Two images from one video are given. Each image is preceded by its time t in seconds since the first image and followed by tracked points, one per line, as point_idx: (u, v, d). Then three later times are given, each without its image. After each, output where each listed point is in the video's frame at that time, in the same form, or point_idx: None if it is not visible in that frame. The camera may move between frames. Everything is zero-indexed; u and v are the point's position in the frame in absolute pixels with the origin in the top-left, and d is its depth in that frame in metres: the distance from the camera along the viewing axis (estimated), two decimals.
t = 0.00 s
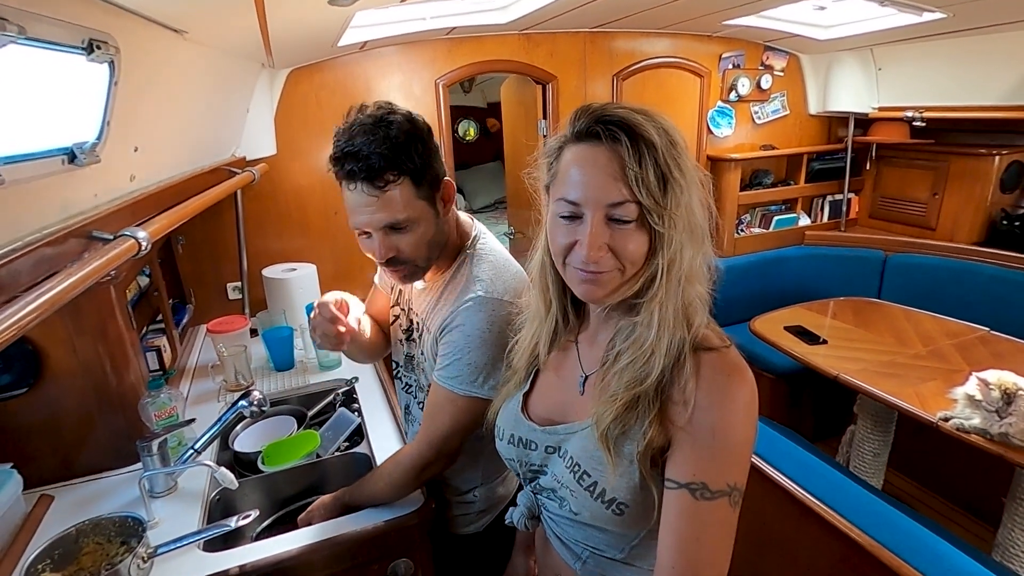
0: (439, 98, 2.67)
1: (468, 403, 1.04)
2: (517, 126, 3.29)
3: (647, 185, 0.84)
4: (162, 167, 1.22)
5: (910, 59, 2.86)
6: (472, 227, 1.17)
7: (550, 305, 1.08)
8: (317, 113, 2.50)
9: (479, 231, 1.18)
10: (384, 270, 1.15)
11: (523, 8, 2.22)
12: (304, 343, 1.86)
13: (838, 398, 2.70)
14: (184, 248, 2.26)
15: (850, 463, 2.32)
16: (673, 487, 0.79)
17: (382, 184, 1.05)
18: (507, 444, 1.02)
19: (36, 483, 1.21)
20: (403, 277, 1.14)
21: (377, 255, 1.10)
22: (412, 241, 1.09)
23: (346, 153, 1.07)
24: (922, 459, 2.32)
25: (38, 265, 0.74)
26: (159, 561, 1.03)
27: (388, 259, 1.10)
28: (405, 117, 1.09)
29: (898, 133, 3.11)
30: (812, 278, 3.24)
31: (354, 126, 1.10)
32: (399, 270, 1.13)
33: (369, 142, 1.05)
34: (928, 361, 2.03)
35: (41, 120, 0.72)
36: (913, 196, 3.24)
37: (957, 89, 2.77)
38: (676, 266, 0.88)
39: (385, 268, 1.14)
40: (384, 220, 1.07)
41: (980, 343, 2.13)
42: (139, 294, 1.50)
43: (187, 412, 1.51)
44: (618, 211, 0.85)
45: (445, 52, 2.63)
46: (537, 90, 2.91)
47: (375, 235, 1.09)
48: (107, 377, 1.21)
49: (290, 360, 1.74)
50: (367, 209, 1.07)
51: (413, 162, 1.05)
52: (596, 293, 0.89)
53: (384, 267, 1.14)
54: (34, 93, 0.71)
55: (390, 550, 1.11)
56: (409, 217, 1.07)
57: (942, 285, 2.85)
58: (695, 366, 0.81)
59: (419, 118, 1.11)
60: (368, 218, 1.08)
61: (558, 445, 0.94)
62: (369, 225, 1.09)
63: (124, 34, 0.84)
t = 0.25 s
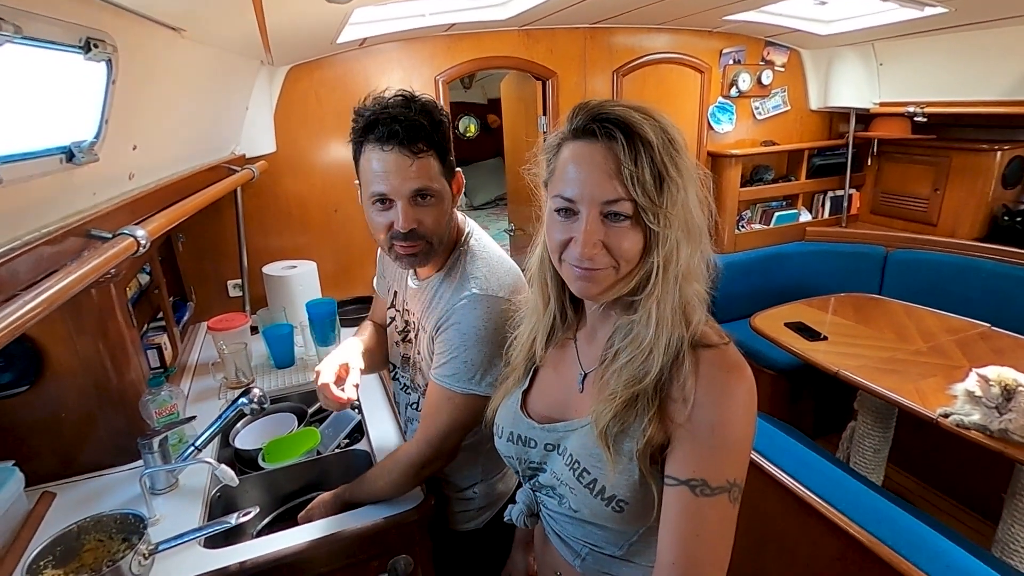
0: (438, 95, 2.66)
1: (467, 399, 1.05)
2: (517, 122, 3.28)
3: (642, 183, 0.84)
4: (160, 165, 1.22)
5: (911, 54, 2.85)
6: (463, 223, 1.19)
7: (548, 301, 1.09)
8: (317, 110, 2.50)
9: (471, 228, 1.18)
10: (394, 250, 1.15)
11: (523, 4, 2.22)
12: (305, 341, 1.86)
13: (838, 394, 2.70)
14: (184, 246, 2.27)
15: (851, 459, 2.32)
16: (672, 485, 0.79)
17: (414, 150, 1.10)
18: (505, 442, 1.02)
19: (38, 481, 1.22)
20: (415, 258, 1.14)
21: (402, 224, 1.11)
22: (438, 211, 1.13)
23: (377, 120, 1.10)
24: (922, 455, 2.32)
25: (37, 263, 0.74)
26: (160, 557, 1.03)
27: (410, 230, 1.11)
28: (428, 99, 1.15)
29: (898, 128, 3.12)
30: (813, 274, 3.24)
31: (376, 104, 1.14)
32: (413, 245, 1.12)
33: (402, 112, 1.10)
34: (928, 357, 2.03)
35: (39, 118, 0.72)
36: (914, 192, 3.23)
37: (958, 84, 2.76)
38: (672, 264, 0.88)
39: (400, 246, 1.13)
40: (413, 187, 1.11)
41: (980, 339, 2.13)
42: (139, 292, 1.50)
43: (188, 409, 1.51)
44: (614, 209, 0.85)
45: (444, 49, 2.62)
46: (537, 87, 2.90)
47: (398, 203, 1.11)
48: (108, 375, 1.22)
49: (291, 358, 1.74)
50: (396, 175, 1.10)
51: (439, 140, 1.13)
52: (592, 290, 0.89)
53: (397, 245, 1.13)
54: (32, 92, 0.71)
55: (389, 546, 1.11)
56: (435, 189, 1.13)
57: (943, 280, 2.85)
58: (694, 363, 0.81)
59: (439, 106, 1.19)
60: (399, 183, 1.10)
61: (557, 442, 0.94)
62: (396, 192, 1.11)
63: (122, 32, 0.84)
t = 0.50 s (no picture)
0: (437, 95, 2.66)
1: (463, 402, 1.04)
2: (516, 123, 3.28)
3: (638, 185, 0.84)
4: (156, 167, 1.22)
5: (912, 53, 2.84)
6: (460, 226, 1.19)
7: (546, 304, 1.09)
8: (315, 111, 2.50)
9: (466, 231, 1.18)
10: (396, 249, 1.14)
11: (521, 4, 2.21)
12: (303, 342, 1.86)
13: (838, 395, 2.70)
14: (183, 247, 2.27)
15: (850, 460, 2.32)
16: (672, 488, 0.79)
17: (417, 148, 1.10)
18: (504, 445, 1.02)
19: (35, 483, 1.22)
20: (416, 258, 1.12)
21: (404, 221, 1.10)
22: (440, 209, 1.13)
23: (379, 117, 1.10)
24: (922, 456, 2.32)
25: (30, 267, 0.74)
26: (156, 561, 1.03)
27: (413, 227, 1.10)
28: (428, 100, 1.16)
29: (899, 128, 3.13)
30: (813, 274, 3.23)
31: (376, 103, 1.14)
32: (416, 244, 1.11)
33: (404, 110, 1.10)
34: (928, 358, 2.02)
35: (31, 122, 0.72)
36: (915, 192, 3.22)
37: (958, 84, 2.75)
38: (669, 266, 0.88)
39: (402, 245, 1.12)
40: (415, 184, 1.11)
41: (980, 340, 2.12)
42: (137, 294, 1.50)
43: (186, 411, 1.51)
44: (609, 211, 0.85)
45: (443, 49, 2.62)
46: (536, 87, 2.90)
47: (400, 200, 1.11)
48: (104, 377, 1.22)
49: (289, 359, 1.74)
50: (399, 173, 1.10)
51: (440, 139, 1.14)
52: (588, 292, 0.89)
53: (399, 242, 1.12)
54: (24, 96, 0.71)
55: (385, 549, 1.11)
56: (437, 186, 1.13)
57: (944, 281, 2.84)
58: (693, 366, 0.81)
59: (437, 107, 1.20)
60: (402, 180, 1.10)
61: (556, 446, 0.94)
62: (398, 190, 1.11)
63: (115, 35, 0.84)
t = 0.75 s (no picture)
0: (435, 98, 2.67)
1: (458, 404, 1.05)
2: (514, 125, 3.29)
3: (629, 188, 0.84)
4: (152, 169, 1.22)
5: (907, 57, 2.85)
6: (455, 230, 1.19)
7: (543, 307, 1.09)
8: (313, 113, 2.50)
9: (462, 234, 1.19)
10: (396, 255, 1.13)
11: (518, 7, 2.22)
12: (300, 344, 1.86)
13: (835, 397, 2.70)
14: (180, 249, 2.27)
15: (847, 462, 2.32)
16: (667, 491, 0.79)
17: (414, 154, 1.10)
18: (500, 448, 1.02)
19: (30, 485, 1.22)
20: (416, 262, 1.13)
21: (405, 227, 1.10)
22: (438, 214, 1.13)
23: (377, 124, 1.10)
24: (918, 459, 2.32)
25: (24, 270, 0.74)
26: (150, 563, 1.03)
27: (413, 232, 1.10)
28: (422, 105, 1.16)
29: (896, 131, 3.12)
30: (811, 277, 3.24)
31: (371, 109, 1.14)
32: (416, 249, 1.11)
33: (400, 116, 1.10)
34: (924, 361, 2.03)
35: (26, 125, 0.72)
36: (912, 195, 3.23)
37: (954, 87, 2.76)
38: (662, 269, 0.88)
39: (402, 250, 1.12)
40: (414, 191, 1.10)
41: (976, 342, 2.13)
42: (133, 296, 1.50)
43: (182, 413, 1.52)
44: (602, 214, 0.86)
45: (441, 52, 2.63)
46: (533, 90, 2.91)
47: (400, 207, 1.11)
48: (100, 379, 1.22)
49: (285, 361, 1.74)
50: (398, 179, 1.09)
51: (436, 145, 1.14)
52: (582, 296, 0.89)
53: (399, 248, 1.12)
54: (20, 99, 0.71)
55: (380, 552, 1.11)
56: (435, 192, 1.13)
57: (940, 283, 2.85)
58: (688, 369, 0.81)
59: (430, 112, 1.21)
60: (401, 187, 1.10)
61: (551, 448, 0.94)
62: (398, 197, 1.10)
63: (110, 38, 0.84)
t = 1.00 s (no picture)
0: (432, 96, 2.67)
1: (458, 400, 1.05)
2: (512, 124, 3.29)
3: (626, 182, 0.85)
4: (150, 168, 1.22)
5: (904, 53, 2.85)
6: (454, 226, 1.19)
7: (543, 302, 1.09)
8: (311, 112, 2.50)
9: (459, 230, 1.19)
10: (405, 255, 1.13)
11: (515, 6, 2.22)
12: (299, 343, 1.86)
13: (834, 393, 2.71)
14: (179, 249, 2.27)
15: (846, 458, 2.33)
16: (667, 484, 0.79)
17: (417, 156, 1.10)
18: (501, 442, 1.02)
19: (30, 484, 1.22)
20: (425, 261, 1.13)
21: (416, 228, 1.10)
22: (443, 212, 1.14)
23: (378, 128, 1.09)
24: (917, 454, 2.32)
25: (24, 267, 0.74)
26: (151, 561, 1.03)
27: (423, 233, 1.10)
28: (416, 103, 1.16)
29: (894, 127, 3.14)
30: (810, 273, 3.24)
31: (367, 112, 1.13)
32: (425, 248, 1.12)
33: (399, 119, 1.10)
34: (923, 356, 2.03)
35: (24, 122, 0.72)
36: (910, 191, 3.23)
37: (950, 83, 2.77)
38: (660, 262, 0.88)
39: (412, 250, 1.12)
40: (422, 192, 1.11)
41: (974, 337, 2.13)
42: (133, 296, 1.51)
43: (182, 412, 1.52)
44: (599, 208, 0.86)
45: (438, 51, 2.63)
46: (531, 88, 2.91)
47: (409, 209, 1.10)
48: (100, 378, 1.22)
49: (285, 360, 1.74)
50: (405, 181, 1.09)
51: (435, 143, 1.15)
52: (581, 290, 0.89)
53: (408, 249, 1.12)
54: (18, 96, 0.71)
55: (380, 548, 1.11)
56: (439, 191, 1.14)
57: (939, 279, 2.85)
58: (688, 362, 0.82)
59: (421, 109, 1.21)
60: (407, 189, 1.10)
61: (552, 442, 0.94)
62: (406, 199, 1.10)
63: (108, 36, 0.85)
